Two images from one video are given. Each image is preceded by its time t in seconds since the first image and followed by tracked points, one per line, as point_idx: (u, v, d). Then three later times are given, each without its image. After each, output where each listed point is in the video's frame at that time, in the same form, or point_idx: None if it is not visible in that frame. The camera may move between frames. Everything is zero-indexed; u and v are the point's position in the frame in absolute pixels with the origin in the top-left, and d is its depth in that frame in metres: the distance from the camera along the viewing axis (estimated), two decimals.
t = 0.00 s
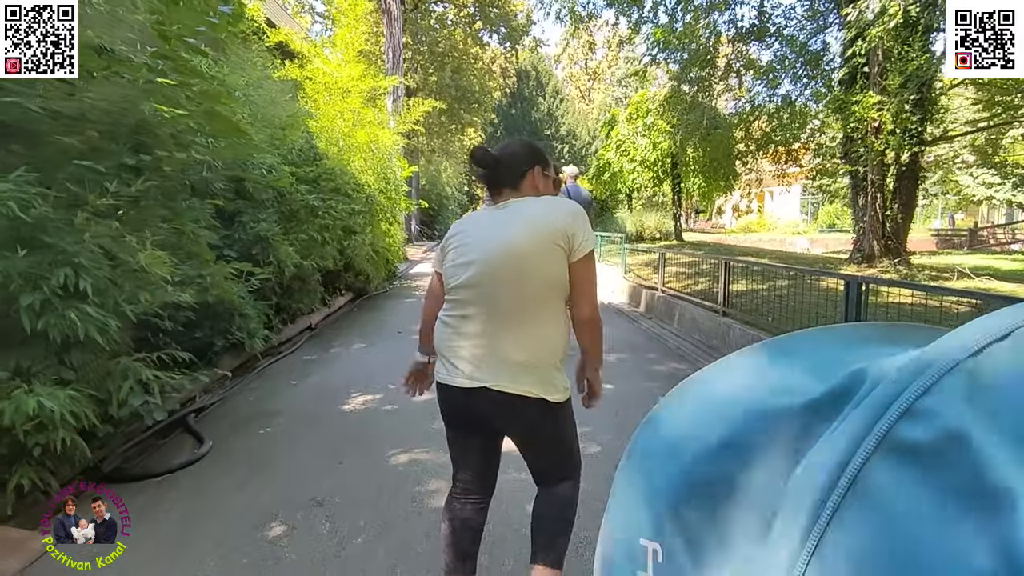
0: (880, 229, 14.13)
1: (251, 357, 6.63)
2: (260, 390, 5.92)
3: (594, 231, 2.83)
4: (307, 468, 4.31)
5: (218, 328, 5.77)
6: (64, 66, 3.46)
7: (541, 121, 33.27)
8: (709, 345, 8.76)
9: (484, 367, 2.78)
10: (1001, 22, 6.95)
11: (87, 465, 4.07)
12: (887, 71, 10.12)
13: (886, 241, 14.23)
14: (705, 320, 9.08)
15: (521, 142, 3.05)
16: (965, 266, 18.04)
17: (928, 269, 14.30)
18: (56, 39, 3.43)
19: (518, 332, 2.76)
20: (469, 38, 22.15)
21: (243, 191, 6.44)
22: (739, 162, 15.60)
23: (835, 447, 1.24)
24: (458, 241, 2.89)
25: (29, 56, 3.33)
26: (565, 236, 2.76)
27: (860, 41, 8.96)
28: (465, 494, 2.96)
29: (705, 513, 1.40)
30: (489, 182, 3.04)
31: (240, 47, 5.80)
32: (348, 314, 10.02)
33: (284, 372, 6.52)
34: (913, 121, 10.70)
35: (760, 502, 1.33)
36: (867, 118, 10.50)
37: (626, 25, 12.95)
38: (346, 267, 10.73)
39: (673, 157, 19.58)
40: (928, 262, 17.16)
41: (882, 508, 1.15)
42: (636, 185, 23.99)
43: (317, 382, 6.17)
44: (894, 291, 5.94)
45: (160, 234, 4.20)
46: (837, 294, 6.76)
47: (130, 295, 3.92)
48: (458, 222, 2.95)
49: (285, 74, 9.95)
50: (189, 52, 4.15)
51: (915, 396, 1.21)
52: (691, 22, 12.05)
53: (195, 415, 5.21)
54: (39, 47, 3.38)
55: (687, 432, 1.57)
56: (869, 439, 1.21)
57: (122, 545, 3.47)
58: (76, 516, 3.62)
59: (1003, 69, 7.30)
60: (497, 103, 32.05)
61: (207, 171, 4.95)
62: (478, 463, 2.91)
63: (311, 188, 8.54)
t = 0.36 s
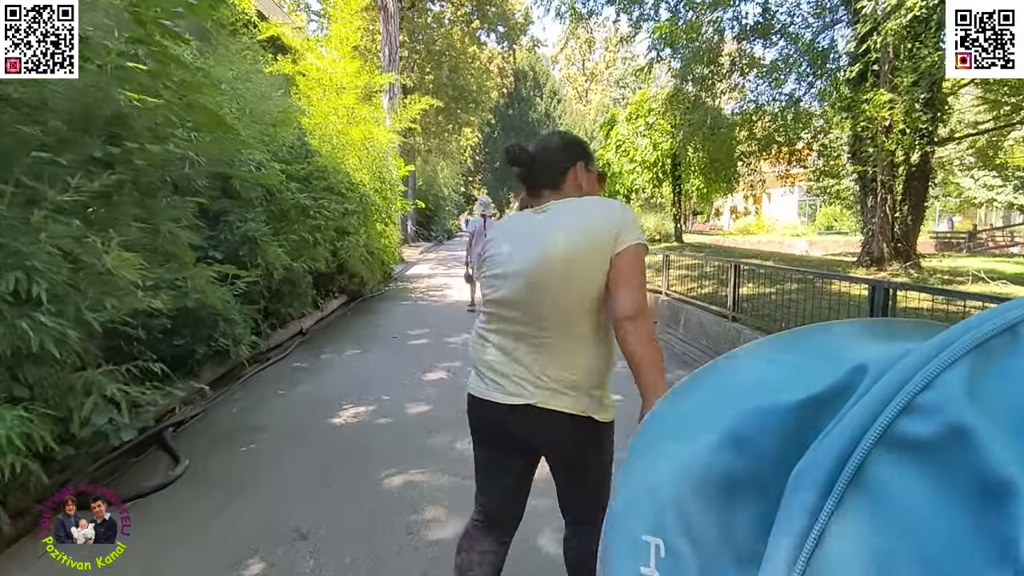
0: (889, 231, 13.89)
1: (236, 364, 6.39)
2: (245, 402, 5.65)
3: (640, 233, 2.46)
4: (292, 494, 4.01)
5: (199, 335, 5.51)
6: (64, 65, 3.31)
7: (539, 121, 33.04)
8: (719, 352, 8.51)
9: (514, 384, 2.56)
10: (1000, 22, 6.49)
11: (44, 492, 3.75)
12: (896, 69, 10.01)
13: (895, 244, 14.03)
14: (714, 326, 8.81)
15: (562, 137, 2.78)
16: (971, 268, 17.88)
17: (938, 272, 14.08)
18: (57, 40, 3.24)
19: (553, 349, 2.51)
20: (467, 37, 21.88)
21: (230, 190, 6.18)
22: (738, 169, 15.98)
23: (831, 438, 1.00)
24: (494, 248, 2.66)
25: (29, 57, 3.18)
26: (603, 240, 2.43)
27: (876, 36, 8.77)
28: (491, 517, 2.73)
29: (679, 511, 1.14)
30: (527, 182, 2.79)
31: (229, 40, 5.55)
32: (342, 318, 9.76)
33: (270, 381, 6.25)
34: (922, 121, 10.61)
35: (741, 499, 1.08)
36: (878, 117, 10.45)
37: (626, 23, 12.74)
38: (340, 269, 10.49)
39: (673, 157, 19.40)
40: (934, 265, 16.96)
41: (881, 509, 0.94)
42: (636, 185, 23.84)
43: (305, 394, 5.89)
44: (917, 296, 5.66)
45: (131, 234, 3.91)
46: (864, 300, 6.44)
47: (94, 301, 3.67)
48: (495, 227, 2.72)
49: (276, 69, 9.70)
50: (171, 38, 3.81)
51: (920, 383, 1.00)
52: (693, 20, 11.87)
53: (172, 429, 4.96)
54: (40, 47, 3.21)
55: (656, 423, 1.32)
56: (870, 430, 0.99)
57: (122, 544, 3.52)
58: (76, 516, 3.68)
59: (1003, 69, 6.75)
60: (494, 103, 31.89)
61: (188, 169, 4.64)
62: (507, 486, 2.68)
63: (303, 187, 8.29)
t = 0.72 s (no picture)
0: (890, 233, 13.83)
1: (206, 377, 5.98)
2: (211, 421, 5.24)
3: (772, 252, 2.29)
4: (256, 529, 3.60)
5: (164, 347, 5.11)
6: (63, 66, 3.33)
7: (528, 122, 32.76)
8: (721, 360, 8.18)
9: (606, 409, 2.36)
10: (999, 22, 6.24)
11: None
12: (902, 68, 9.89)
13: (897, 247, 14.00)
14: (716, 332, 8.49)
15: (668, 116, 2.49)
16: (963, 270, 17.83)
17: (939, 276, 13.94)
18: (56, 40, 3.30)
19: (662, 373, 2.30)
20: (455, 36, 21.56)
21: (202, 187, 5.85)
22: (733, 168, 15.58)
23: (836, 431, 0.90)
24: (580, 246, 2.31)
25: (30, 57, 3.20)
26: (736, 256, 2.22)
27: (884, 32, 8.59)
28: (578, 544, 2.61)
29: (691, 506, 1.20)
30: (624, 167, 2.53)
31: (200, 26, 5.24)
32: (323, 323, 9.40)
33: (243, 395, 5.89)
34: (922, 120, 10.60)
35: (750, 496, 1.12)
36: (879, 116, 10.50)
37: (616, 20, 12.56)
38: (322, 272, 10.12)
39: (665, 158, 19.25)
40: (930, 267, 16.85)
41: (890, 506, 0.82)
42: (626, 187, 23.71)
43: (279, 411, 5.50)
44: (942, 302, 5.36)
45: (74, 234, 3.50)
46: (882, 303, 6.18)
47: (25, 312, 3.21)
48: (585, 220, 2.36)
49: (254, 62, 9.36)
50: (128, 13, 3.62)
51: (930, 373, 0.88)
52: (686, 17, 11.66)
53: (130, 452, 4.56)
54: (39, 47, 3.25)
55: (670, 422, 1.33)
56: (876, 421, 0.87)
57: (121, 545, 3.49)
58: (75, 516, 3.64)
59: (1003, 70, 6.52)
60: (483, 104, 31.63)
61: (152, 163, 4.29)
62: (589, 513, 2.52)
63: (281, 184, 7.96)
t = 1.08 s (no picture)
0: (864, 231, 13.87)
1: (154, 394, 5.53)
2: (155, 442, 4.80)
3: (821, 262, 1.96)
4: (203, 563, 3.28)
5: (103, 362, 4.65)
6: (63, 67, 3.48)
7: (499, 120, 32.43)
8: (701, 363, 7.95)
9: (624, 426, 2.10)
10: (1000, 22, 6.36)
11: None
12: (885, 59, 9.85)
13: (871, 244, 14.06)
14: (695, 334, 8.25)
15: (726, 117, 2.24)
16: (932, 268, 18.03)
17: (914, 274, 14.01)
18: (56, 40, 3.49)
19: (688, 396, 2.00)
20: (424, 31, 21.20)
21: (150, 184, 5.51)
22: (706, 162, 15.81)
23: (851, 435, 0.93)
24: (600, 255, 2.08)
25: (30, 57, 3.32)
26: (781, 265, 1.91)
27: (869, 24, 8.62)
28: None
29: (701, 506, 1.18)
30: (669, 168, 2.30)
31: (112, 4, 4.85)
32: (287, 329, 9.02)
33: (194, 411, 5.51)
34: (898, 117, 10.72)
35: (763, 497, 1.11)
36: (855, 113, 10.35)
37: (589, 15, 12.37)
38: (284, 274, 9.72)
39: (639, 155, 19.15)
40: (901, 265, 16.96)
41: (906, 511, 0.84)
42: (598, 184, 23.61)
43: (230, 429, 5.11)
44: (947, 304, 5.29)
45: None
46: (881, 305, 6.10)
47: None
48: (611, 223, 2.12)
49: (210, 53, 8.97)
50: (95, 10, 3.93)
51: (944, 378, 0.91)
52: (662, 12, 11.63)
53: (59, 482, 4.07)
54: (39, 47, 3.40)
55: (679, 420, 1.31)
56: (890, 427, 0.90)
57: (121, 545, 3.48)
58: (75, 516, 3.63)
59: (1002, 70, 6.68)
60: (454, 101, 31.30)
61: (85, 156, 3.90)
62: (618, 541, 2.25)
63: (238, 180, 7.61)
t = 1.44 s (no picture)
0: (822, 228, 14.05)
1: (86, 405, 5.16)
2: (87, 459, 4.46)
3: (797, 249, 2.06)
4: None
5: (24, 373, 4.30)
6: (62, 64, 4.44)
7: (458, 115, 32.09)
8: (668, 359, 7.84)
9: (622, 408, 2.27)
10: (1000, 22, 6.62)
11: None
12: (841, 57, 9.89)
13: (828, 240, 14.25)
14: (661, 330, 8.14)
15: (712, 114, 2.33)
16: (885, 263, 18.41)
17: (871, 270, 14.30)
18: (57, 40, 4.53)
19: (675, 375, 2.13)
20: (381, 25, 20.81)
21: (81, 179, 5.16)
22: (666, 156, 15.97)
23: (826, 426, 0.87)
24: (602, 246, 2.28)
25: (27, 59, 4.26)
26: (757, 253, 2.02)
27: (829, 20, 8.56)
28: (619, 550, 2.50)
29: (682, 505, 1.04)
30: (663, 170, 2.38)
31: None
32: (237, 332, 8.66)
33: (131, 424, 5.15)
34: (853, 115, 10.76)
35: (741, 491, 0.97)
36: (811, 111, 10.20)
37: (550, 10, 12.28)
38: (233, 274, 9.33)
39: (601, 152, 19.12)
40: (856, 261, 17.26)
41: (878, 502, 0.79)
42: (559, 181, 23.53)
43: (170, 443, 4.79)
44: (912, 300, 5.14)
45: None
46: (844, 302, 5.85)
47: None
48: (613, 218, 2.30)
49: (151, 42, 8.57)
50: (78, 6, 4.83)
51: (925, 367, 0.84)
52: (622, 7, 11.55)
53: None
54: (40, 48, 4.38)
55: (655, 417, 1.17)
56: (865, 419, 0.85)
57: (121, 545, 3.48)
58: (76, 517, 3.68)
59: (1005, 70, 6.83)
60: (413, 96, 30.89)
61: None
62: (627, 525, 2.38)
63: (180, 175, 7.27)
